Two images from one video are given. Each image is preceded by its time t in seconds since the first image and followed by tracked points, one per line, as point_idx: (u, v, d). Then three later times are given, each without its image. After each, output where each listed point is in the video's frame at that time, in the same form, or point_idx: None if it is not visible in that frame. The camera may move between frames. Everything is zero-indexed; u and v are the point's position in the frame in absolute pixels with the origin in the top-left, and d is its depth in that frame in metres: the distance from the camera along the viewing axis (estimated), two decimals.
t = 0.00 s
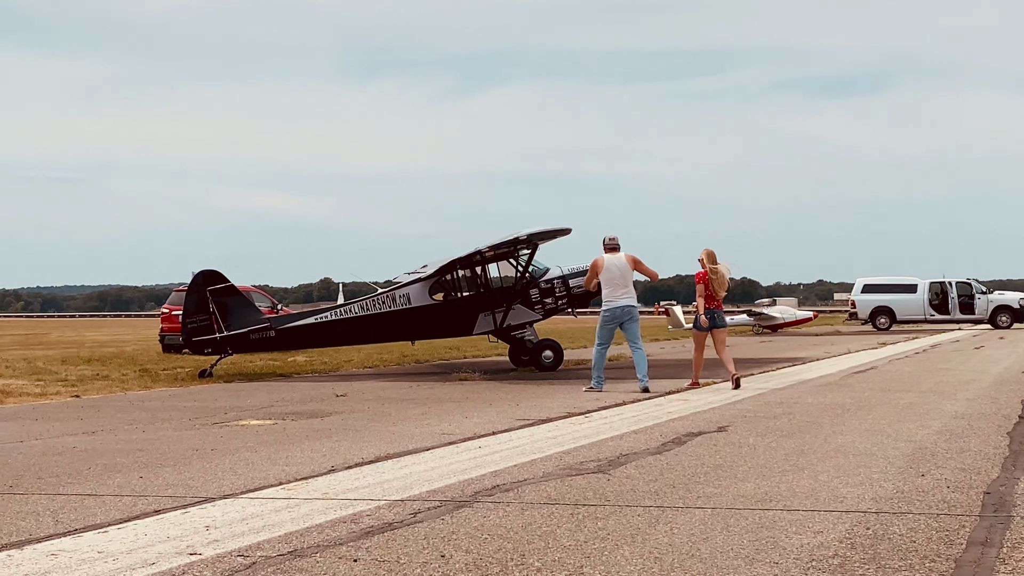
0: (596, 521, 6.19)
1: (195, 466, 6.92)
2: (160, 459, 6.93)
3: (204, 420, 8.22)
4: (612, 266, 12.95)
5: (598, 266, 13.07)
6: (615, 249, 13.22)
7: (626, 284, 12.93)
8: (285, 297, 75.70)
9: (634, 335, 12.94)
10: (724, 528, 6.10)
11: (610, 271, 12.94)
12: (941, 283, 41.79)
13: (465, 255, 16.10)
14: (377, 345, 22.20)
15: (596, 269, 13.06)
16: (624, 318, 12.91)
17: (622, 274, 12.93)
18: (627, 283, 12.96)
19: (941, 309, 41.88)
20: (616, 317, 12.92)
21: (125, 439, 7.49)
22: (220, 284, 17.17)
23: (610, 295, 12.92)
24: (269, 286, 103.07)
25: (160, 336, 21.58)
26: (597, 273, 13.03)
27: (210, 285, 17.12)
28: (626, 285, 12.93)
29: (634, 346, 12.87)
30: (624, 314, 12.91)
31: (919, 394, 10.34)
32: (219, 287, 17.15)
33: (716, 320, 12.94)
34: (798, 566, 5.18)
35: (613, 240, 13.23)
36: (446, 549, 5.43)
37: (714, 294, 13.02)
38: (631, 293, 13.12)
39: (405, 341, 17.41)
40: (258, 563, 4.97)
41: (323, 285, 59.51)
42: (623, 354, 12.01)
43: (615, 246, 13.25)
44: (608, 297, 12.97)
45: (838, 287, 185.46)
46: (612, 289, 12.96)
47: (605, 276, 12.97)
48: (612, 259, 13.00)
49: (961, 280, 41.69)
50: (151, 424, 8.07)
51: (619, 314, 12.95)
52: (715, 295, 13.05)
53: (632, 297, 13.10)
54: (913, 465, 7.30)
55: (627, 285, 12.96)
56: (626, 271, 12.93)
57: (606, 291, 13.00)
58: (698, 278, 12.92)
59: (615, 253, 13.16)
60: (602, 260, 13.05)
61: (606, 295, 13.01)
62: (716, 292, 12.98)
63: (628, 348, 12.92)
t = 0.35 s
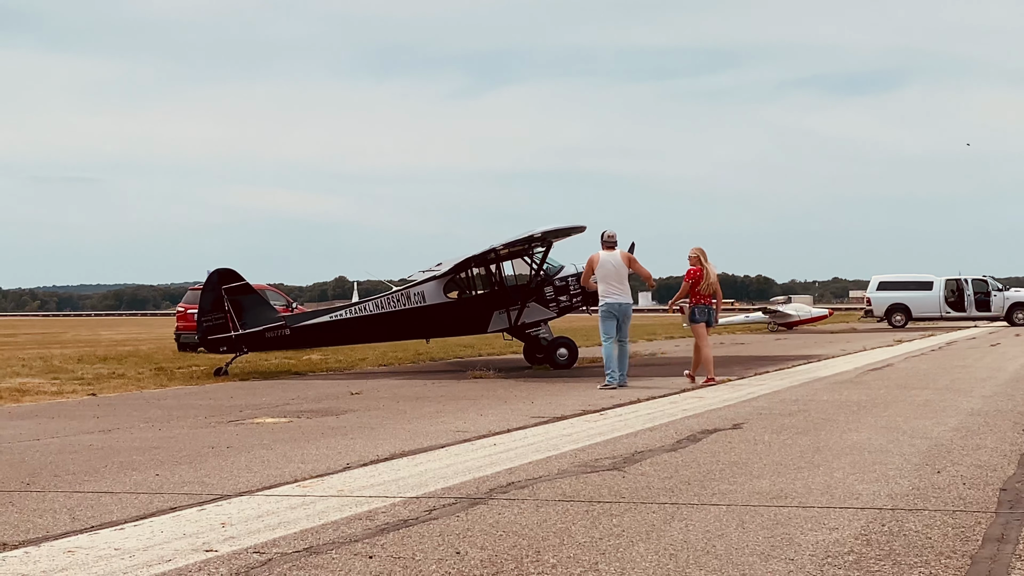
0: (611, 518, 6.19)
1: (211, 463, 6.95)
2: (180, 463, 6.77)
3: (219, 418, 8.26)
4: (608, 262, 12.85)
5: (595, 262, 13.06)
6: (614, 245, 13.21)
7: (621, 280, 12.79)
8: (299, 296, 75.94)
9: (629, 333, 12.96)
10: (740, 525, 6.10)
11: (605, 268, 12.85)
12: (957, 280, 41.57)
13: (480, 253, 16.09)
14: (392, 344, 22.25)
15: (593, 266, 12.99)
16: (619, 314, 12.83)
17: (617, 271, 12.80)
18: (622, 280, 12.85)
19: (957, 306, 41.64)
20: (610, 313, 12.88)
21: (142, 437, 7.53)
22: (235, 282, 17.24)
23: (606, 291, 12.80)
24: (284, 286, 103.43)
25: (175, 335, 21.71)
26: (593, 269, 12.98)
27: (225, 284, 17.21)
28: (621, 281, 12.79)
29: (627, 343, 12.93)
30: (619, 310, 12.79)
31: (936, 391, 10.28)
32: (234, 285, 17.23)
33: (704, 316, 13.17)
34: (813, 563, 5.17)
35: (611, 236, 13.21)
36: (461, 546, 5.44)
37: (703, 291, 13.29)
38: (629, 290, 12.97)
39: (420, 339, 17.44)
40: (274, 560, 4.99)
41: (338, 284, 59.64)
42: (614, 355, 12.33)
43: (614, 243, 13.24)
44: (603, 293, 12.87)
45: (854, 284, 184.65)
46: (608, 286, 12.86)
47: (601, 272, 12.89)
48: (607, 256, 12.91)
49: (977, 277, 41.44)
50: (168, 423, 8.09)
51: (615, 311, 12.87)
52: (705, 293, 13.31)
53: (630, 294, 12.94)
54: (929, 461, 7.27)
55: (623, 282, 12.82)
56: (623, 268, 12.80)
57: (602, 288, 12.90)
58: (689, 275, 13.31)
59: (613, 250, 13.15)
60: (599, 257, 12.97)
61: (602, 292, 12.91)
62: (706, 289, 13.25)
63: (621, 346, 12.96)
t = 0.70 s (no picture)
0: (620, 512, 6.21)
1: (221, 459, 6.97)
2: (188, 457, 6.83)
3: (229, 416, 8.28)
4: (612, 258, 13.11)
5: (598, 257, 13.11)
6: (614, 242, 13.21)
7: (623, 277, 13.14)
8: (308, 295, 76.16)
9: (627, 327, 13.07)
10: (749, 519, 6.11)
11: (609, 263, 13.11)
12: (966, 275, 41.41)
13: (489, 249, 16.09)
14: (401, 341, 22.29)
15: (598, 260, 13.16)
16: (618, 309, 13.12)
17: (620, 267, 13.14)
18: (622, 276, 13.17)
19: (966, 301, 41.49)
20: (610, 309, 13.12)
21: (151, 434, 7.56)
22: (245, 280, 17.27)
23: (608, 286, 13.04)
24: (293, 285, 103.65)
25: (185, 333, 21.83)
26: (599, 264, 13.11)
27: (235, 281, 17.24)
28: (623, 277, 13.14)
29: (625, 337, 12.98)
30: (620, 305, 13.09)
31: (946, 385, 10.25)
32: (244, 283, 17.26)
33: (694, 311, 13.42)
34: (823, 556, 5.18)
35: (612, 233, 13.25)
36: (470, 541, 5.46)
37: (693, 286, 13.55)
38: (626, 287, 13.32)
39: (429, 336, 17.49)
40: (284, 556, 5.02)
41: (345, 283, 59.53)
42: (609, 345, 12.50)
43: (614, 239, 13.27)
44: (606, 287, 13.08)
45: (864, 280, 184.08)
46: (610, 280, 13.11)
47: (605, 268, 13.10)
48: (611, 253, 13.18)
49: (986, 272, 41.28)
50: (176, 426, 7.82)
51: (614, 305, 13.13)
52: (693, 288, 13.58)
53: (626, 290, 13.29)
54: (939, 455, 7.25)
55: (623, 278, 13.15)
56: (625, 265, 13.17)
57: (604, 282, 13.11)
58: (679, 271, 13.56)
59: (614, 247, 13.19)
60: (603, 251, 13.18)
61: (603, 286, 13.12)
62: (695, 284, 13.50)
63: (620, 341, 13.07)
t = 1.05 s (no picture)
0: (624, 505, 6.23)
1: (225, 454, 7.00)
2: (190, 451, 6.69)
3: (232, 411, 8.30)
4: (598, 256, 13.10)
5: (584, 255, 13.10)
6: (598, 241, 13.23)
7: (609, 274, 13.14)
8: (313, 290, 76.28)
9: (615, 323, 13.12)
10: (753, 511, 6.12)
11: (595, 261, 13.09)
12: (970, 267, 41.29)
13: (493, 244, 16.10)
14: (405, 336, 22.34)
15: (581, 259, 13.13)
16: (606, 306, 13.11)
17: (606, 264, 13.12)
18: (609, 273, 13.14)
19: (971, 293, 41.40)
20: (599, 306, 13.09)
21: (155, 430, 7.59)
22: (247, 275, 17.20)
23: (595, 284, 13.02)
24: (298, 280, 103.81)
25: (188, 329, 21.91)
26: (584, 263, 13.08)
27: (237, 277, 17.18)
28: (609, 275, 13.14)
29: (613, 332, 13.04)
30: (607, 302, 13.10)
31: (949, 377, 10.23)
32: (246, 278, 17.20)
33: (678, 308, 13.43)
34: (826, 548, 5.18)
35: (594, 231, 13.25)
36: (474, 535, 5.48)
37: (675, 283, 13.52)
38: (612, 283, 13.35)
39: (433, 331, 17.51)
40: (288, 551, 5.04)
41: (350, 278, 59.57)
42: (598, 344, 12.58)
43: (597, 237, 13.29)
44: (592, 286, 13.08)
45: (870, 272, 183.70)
46: (597, 278, 13.11)
47: (591, 266, 13.08)
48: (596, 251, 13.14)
49: (990, 264, 41.19)
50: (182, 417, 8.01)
51: (602, 302, 13.15)
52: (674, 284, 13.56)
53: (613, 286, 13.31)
54: (942, 447, 7.24)
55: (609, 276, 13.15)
56: (610, 263, 13.15)
57: (591, 280, 13.11)
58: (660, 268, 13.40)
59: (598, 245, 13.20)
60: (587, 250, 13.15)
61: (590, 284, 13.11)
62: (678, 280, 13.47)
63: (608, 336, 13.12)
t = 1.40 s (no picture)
0: (626, 499, 6.23)
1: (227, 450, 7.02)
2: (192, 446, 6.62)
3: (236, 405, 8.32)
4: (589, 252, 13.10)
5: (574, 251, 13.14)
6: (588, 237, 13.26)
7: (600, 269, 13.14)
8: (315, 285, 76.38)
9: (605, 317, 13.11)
10: (755, 504, 6.13)
11: (586, 256, 13.10)
12: (973, 258, 41.24)
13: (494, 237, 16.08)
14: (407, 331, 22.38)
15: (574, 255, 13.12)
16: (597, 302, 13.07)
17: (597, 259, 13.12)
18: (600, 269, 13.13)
19: (973, 285, 41.34)
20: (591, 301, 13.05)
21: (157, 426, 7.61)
22: (249, 271, 17.24)
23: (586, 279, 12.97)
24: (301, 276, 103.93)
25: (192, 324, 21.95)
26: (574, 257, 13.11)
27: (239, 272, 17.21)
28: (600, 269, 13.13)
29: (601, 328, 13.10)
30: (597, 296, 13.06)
31: (951, 369, 10.22)
32: (248, 274, 17.24)
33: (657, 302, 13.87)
34: (828, 540, 5.18)
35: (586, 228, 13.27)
36: (476, 529, 5.49)
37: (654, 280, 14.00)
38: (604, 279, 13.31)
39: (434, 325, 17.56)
40: (290, 545, 5.05)
41: (352, 272, 59.69)
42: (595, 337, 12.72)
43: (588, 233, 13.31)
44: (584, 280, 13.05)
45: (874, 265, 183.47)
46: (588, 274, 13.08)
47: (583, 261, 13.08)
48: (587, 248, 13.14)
49: (993, 256, 41.14)
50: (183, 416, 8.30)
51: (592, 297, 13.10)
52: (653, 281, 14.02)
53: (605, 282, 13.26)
54: (944, 439, 7.24)
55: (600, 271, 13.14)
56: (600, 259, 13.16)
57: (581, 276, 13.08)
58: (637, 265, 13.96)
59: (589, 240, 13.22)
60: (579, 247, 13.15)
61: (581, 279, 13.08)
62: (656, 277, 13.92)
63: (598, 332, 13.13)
